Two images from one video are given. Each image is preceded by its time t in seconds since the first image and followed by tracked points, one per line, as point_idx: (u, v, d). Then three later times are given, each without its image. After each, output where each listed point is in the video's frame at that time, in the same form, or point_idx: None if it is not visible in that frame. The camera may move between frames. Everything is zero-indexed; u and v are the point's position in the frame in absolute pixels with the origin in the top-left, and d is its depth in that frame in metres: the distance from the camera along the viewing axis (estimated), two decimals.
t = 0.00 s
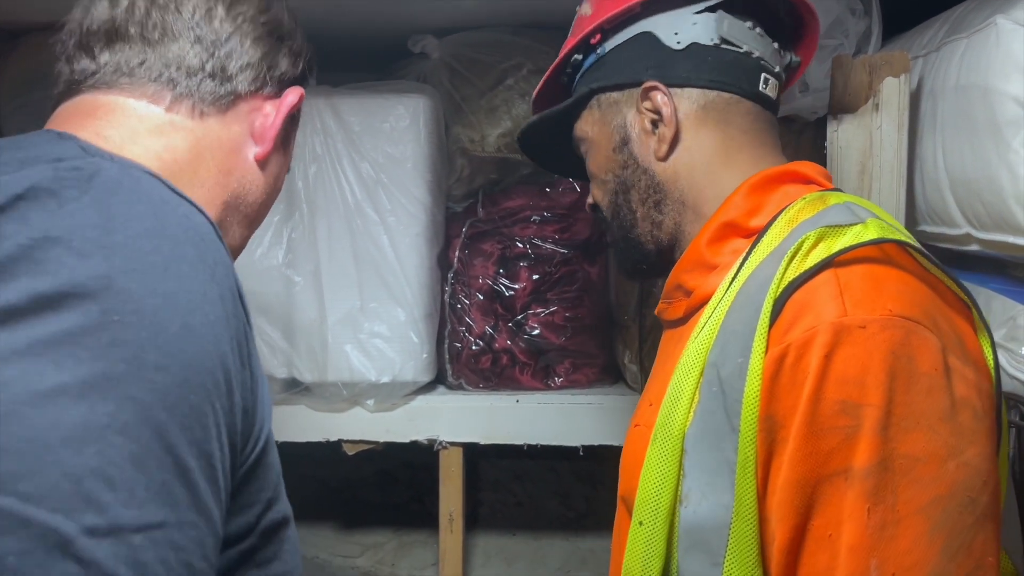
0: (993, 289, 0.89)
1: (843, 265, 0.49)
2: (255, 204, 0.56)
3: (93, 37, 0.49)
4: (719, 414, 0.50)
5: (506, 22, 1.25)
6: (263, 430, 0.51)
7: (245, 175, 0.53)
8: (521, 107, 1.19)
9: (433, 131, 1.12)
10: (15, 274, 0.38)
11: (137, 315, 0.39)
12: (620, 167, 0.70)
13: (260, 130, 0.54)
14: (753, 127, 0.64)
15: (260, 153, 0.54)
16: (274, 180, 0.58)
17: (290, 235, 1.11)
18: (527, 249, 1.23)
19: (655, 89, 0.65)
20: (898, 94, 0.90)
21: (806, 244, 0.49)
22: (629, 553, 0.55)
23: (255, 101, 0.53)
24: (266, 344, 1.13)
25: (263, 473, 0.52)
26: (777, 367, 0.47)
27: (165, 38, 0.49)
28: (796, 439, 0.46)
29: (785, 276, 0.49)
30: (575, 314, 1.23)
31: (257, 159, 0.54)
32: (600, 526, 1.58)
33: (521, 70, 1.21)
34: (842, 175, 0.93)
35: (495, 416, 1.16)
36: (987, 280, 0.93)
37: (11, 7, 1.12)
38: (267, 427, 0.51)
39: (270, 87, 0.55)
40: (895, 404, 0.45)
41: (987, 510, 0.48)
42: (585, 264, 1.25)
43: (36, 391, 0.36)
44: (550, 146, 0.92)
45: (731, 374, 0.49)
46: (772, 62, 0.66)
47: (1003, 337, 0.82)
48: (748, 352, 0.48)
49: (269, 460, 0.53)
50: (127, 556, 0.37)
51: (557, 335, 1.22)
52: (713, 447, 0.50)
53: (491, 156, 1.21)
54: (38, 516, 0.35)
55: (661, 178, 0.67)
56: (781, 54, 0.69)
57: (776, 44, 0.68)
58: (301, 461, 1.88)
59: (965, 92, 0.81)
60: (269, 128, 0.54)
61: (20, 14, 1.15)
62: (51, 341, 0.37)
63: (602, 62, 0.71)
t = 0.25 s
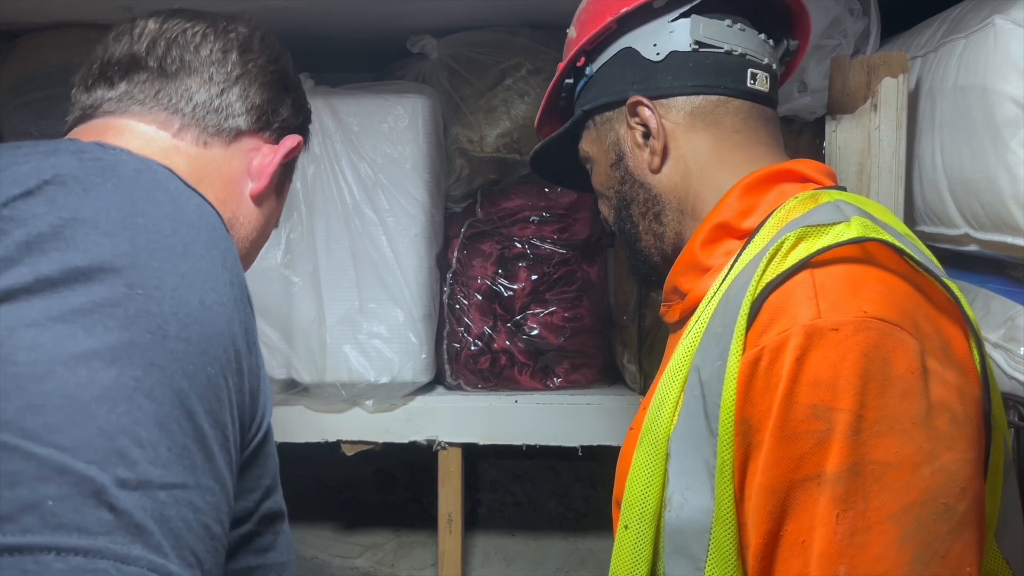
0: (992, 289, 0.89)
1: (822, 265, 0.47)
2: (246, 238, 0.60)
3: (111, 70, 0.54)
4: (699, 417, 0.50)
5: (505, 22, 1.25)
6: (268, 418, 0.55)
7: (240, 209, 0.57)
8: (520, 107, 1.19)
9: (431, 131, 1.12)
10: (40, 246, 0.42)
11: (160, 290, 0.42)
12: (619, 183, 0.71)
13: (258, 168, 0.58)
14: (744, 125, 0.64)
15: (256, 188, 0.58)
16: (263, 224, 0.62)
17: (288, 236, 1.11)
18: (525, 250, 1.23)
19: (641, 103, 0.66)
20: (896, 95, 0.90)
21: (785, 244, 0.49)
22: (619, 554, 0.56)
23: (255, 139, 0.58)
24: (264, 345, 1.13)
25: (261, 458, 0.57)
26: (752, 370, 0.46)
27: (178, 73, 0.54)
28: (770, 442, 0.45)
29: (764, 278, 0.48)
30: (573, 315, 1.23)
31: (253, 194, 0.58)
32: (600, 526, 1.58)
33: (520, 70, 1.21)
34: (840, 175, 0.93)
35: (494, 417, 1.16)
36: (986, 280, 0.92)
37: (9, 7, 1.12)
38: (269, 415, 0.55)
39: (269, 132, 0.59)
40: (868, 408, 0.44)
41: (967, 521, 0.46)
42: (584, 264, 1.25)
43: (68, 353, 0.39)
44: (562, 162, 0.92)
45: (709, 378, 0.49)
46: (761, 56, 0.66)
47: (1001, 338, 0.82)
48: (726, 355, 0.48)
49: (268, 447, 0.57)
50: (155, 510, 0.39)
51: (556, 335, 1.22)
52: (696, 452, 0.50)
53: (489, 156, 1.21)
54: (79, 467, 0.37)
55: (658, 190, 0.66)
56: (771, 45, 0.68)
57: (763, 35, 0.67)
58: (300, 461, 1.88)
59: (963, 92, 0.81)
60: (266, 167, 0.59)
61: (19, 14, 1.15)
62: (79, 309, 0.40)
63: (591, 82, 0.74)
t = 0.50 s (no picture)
0: (991, 289, 0.89)
1: (807, 264, 0.46)
2: (232, 223, 0.60)
3: (75, 73, 0.54)
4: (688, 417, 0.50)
5: (503, 21, 1.25)
6: (258, 412, 0.55)
7: (220, 196, 0.57)
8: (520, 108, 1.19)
9: (430, 131, 1.12)
10: (39, 250, 0.41)
11: (159, 288, 0.42)
12: (628, 173, 0.71)
13: (233, 154, 0.58)
14: (757, 122, 0.63)
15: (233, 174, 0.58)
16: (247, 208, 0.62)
17: (287, 236, 1.11)
18: (525, 250, 1.23)
19: (655, 93, 0.65)
20: (894, 95, 0.89)
21: (773, 244, 0.48)
22: (614, 548, 0.57)
23: (228, 126, 0.58)
24: (263, 345, 1.13)
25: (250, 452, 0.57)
26: (734, 371, 0.46)
27: (143, 68, 0.54)
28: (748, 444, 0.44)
29: (749, 278, 0.48)
30: (572, 314, 1.23)
31: (231, 181, 0.58)
32: (599, 527, 1.58)
33: (518, 70, 1.21)
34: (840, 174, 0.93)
35: (493, 417, 1.16)
36: (985, 280, 0.92)
37: (8, 7, 1.12)
38: (259, 409, 0.55)
39: (240, 116, 0.59)
40: (845, 411, 0.42)
41: (955, 530, 0.43)
42: (583, 264, 1.25)
43: (74, 351, 0.38)
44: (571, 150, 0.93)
45: (698, 378, 0.49)
46: (780, 57, 0.65)
47: (1000, 338, 0.82)
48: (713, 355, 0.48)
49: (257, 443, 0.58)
50: (163, 502, 0.39)
51: (556, 335, 1.22)
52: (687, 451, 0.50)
53: (488, 156, 1.21)
54: (90, 457, 0.36)
55: (666, 183, 0.66)
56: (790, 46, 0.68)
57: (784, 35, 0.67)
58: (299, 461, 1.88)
59: (962, 91, 0.81)
60: (241, 151, 0.59)
61: (18, 14, 1.15)
62: (81, 308, 0.39)
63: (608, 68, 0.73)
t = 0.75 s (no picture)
0: (990, 288, 0.89)
1: (799, 260, 0.46)
2: (223, 215, 0.62)
3: (53, 89, 0.56)
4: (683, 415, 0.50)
5: (502, 21, 1.25)
6: (246, 399, 0.58)
7: (204, 191, 0.59)
8: (517, 107, 1.19)
9: (429, 131, 1.12)
10: (36, 236, 0.42)
11: (151, 270, 0.43)
12: (636, 188, 0.71)
13: (213, 149, 0.60)
14: (751, 122, 0.62)
15: (215, 169, 0.60)
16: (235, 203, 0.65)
17: (285, 235, 1.11)
18: (523, 249, 1.23)
19: (644, 110, 0.66)
20: (893, 94, 0.89)
21: (765, 241, 0.48)
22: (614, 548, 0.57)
23: (204, 122, 0.59)
24: (261, 344, 1.13)
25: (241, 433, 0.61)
26: (726, 367, 0.46)
27: (114, 75, 0.55)
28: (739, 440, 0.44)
29: (741, 275, 0.48)
30: (571, 314, 1.23)
31: (214, 175, 0.60)
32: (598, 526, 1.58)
33: (517, 70, 1.21)
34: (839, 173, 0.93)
35: (492, 416, 1.16)
36: (984, 279, 0.92)
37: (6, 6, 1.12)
38: (248, 395, 0.58)
39: (216, 110, 0.61)
40: (835, 406, 0.42)
41: (949, 528, 0.43)
42: (581, 263, 1.26)
43: (68, 325, 0.39)
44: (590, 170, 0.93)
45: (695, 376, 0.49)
46: (768, 50, 0.64)
47: (998, 337, 0.82)
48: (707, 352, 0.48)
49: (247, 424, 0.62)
50: (152, 466, 0.39)
51: (555, 334, 1.22)
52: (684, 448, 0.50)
53: (487, 155, 1.20)
54: (82, 419, 0.38)
55: (669, 195, 0.66)
56: (782, 38, 0.65)
57: (773, 27, 0.66)
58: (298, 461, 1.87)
59: (961, 90, 0.81)
60: (220, 146, 0.60)
61: (17, 12, 1.14)
62: (75, 287, 0.40)
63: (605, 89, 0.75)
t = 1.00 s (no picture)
0: (989, 287, 0.89)
1: (751, 256, 0.48)
2: (230, 223, 0.70)
3: (64, 120, 0.62)
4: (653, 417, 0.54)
5: (501, 19, 1.24)
6: (255, 391, 0.62)
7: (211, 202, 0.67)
8: (517, 105, 1.19)
9: (428, 130, 1.12)
10: (69, 219, 0.47)
11: (169, 255, 0.48)
12: (635, 218, 0.74)
13: (215, 164, 0.67)
14: (724, 136, 0.64)
15: (219, 183, 0.67)
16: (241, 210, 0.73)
17: (285, 234, 1.11)
18: (523, 248, 1.23)
19: (626, 142, 0.69)
20: (893, 93, 0.90)
21: (721, 242, 0.51)
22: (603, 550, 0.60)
23: (204, 140, 0.66)
24: (260, 344, 1.13)
25: (246, 421, 0.63)
26: (686, 364, 0.48)
27: (117, 103, 0.61)
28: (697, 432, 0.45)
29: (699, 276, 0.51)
30: (570, 313, 1.23)
31: (218, 188, 0.67)
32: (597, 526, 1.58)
33: (517, 69, 1.21)
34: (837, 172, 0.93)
35: (491, 415, 1.16)
36: (983, 278, 0.93)
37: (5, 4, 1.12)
38: (256, 384, 0.61)
39: (214, 128, 0.67)
40: (779, 392, 0.43)
41: (903, 512, 0.42)
42: (581, 262, 1.25)
43: (93, 293, 0.43)
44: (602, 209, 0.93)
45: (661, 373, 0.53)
46: (733, 67, 0.66)
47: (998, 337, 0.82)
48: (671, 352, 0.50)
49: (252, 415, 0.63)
50: (165, 421, 0.42)
51: (554, 333, 1.22)
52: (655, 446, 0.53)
53: (486, 154, 1.20)
54: (105, 371, 0.41)
55: (663, 220, 0.69)
56: (747, 52, 0.68)
57: (737, 44, 0.68)
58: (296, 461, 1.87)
59: (961, 88, 0.81)
60: (222, 160, 0.67)
61: (15, 11, 1.14)
62: (101, 263, 0.45)
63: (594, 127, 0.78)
